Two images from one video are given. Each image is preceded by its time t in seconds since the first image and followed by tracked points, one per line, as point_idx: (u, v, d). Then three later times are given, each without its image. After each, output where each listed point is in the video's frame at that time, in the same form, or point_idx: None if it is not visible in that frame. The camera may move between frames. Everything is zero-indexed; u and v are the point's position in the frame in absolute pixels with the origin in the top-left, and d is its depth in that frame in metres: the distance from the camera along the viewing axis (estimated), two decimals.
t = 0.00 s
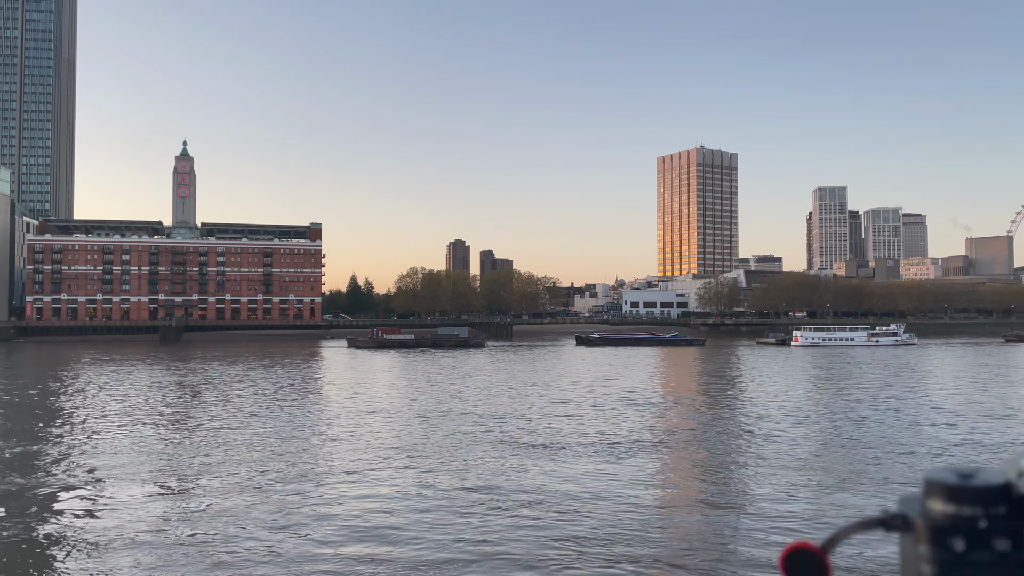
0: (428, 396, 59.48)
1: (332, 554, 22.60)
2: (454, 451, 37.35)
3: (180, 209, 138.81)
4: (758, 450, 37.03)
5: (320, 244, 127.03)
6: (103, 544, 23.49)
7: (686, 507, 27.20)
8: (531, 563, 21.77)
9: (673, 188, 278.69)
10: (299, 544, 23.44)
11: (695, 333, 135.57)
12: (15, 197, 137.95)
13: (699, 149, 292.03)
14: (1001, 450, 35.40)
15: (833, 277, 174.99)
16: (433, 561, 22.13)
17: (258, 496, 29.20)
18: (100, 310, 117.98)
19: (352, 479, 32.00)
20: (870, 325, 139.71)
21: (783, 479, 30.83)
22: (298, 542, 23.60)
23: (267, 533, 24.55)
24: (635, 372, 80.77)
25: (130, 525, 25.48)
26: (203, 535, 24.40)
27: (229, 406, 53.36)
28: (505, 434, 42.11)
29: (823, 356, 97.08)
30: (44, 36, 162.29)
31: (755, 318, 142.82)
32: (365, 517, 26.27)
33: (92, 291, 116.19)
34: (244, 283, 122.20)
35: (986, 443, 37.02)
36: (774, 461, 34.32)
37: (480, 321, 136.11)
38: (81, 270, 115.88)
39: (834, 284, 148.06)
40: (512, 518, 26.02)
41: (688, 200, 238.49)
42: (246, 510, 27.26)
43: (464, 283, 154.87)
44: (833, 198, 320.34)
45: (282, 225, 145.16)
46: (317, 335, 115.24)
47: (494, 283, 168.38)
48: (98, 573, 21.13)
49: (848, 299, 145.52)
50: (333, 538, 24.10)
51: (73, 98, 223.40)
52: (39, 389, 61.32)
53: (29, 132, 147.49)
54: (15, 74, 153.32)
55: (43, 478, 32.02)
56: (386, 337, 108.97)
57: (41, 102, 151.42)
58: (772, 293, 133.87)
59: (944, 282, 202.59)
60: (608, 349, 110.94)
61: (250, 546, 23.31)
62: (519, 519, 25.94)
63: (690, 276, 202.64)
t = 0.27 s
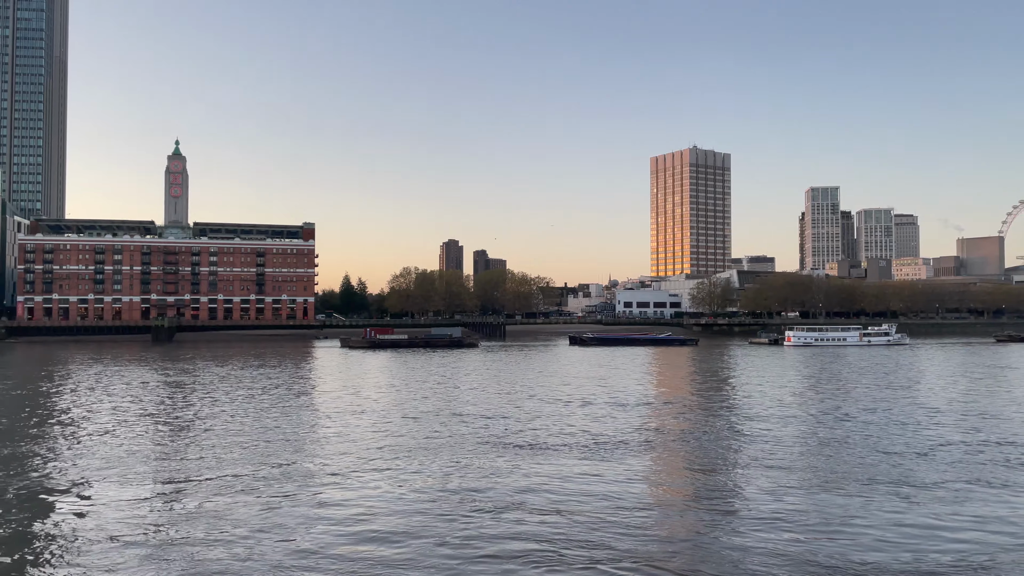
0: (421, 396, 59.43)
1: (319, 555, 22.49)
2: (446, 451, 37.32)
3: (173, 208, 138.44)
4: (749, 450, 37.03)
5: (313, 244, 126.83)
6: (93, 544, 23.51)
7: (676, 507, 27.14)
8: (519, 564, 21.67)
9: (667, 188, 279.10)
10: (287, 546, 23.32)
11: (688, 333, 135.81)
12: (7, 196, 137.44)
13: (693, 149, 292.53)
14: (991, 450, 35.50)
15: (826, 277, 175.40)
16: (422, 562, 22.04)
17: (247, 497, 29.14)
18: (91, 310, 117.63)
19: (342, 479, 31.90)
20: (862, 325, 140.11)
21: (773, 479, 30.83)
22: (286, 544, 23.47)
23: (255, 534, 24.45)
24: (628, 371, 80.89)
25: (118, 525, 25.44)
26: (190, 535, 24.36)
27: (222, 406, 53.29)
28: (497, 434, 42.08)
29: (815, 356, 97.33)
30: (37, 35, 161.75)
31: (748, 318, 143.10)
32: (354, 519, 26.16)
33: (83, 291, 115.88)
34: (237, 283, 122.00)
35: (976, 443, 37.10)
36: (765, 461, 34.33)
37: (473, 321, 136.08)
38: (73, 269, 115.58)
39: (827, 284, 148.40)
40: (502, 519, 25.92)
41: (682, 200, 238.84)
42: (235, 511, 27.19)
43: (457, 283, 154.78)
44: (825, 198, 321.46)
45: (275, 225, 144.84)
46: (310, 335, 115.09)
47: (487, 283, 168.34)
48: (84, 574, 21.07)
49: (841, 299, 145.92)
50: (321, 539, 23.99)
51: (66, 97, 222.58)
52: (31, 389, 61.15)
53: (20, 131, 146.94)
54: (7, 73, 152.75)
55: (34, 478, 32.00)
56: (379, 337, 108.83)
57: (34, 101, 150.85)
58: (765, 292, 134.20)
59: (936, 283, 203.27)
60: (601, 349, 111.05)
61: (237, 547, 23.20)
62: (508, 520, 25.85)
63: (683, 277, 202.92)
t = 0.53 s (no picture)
0: (410, 396, 59.37)
1: (302, 556, 22.50)
2: (435, 452, 37.35)
3: (162, 208, 137.81)
4: (737, 450, 37.16)
5: (303, 244, 126.60)
6: (80, 545, 23.47)
7: (660, 507, 27.27)
8: (501, 564, 21.75)
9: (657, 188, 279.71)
10: (270, 547, 23.34)
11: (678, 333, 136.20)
12: None
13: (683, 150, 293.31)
14: (976, 450, 35.68)
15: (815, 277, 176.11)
16: (403, 561, 22.09)
17: (231, 497, 29.18)
18: (80, 310, 116.98)
19: (328, 479, 31.91)
20: (851, 325, 140.75)
21: (759, 479, 30.96)
22: (269, 546, 23.47)
23: (238, 535, 24.50)
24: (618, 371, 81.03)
25: (102, 526, 25.52)
26: (173, 535, 24.45)
27: (211, 407, 53.17)
28: (485, 435, 42.12)
29: (804, 356, 97.75)
30: (24, 33, 160.64)
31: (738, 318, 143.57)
32: (338, 519, 26.18)
33: (71, 291, 115.25)
34: (226, 282, 121.59)
35: (962, 443, 37.31)
36: (751, 461, 34.47)
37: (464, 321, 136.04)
38: (61, 269, 114.92)
39: (816, 284, 149.01)
40: (486, 520, 25.95)
41: (672, 200, 239.42)
42: (218, 511, 27.23)
43: (447, 283, 154.68)
44: (815, 199, 322.86)
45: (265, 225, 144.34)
46: (300, 335, 114.78)
47: (478, 283, 168.35)
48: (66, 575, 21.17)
49: (830, 300, 146.56)
50: (305, 540, 24.03)
51: (54, 96, 221.15)
52: (18, 389, 60.77)
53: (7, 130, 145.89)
54: None
55: (21, 479, 31.90)
56: (369, 338, 108.62)
57: (21, 99, 149.80)
58: (755, 292, 134.69)
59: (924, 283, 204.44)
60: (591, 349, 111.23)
61: (220, 549, 23.23)
62: (493, 520, 25.87)
63: (674, 277, 203.43)
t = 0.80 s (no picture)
0: (398, 396, 59.64)
1: (285, 556, 22.91)
2: (421, 452, 37.66)
3: (147, 207, 137.25)
4: (719, 450, 37.75)
5: (290, 244, 126.55)
6: (67, 546, 23.72)
7: (639, 506, 27.80)
8: (481, 563, 22.23)
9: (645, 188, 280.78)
10: (254, 547, 23.74)
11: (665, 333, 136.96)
12: None
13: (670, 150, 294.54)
14: (952, 449, 36.39)
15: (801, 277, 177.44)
16: (384, 561, 22.53)
17: (217, 497, 29.56)
18: (64, 309, 116.43)
19: (314, 479, 32.31)
20: (836, 325, 141.91)
21: (738, 478, 31.57)
22: (253, 546, 23.87)
23: (222, 535, 24.89)
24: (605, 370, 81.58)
25: (89, 526, 25.88)
26: (159, 535, 24.83)
27: (197, 407, 53.29)
28: (471, 435, 42.47)
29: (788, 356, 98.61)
30: (7, 29, 159.40)
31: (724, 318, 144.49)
32: (322, 519, 26.58)
33: (56, 290, 114.71)
34: (212, 282, 121.33)
35: (939, 443, 37.98)
36: (732, 461, 35.09)
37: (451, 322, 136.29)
38: (46, 268, 114.36)
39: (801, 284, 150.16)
40: (468, 519, 26.42)
41: (659, 200, 240.41)
42: (204, 511, 27.61)
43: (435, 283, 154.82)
44: (801, 199, 324.82)
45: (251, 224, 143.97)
46: (287, 335, 114.68)
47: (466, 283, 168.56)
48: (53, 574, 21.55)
49: (815, 300, 147.77)
50: (289, 540, 24.44)
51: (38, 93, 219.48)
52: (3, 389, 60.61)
53: None
54: None
55: (8, 479, 32.06)
56: (356, 338, 108.65)
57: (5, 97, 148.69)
58: (741, 293, 135.62)
59: (908, 283, 206.29)
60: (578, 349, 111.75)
61: (204, 549, 23.62)
62: (474, 520, 26.35)
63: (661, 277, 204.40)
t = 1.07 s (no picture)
0: (380, 396, 59.47)
1: (256, 559, 22.68)
2: (401, 452, 37.55)
3: (128, 206, 136.05)
4: (699, 450, 37.76)
5: (272, 243, 125.76)
6: (41, 548, 23.56)
7: (615, 507, 27.72)
8: (453, 565, 22.05)
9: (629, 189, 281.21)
10: (228, 547, 23.68)
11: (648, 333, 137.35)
12: None
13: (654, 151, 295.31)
14: (929, 449, 36.53)
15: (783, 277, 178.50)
16: (356, 564, 22.33)
17: (194, 497, 29.44)
18: (43, 309, 115.31)
19: (290, 480, 32.05)
20: (817, 326, 143.03)
21: (716, 478, 31.59)
22: (224, 548, 23.63)
23: (195, 537, 24.63)
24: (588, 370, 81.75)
25: (63, 526, 25.71)
26: (131, 538, 24.55)
27: (178, 406, 52.96)
28: (453, 435, 42.40)
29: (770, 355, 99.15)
30: None
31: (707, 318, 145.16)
32: (296, 520, 26.36)
33: (35, 290, 113.59)
34: (194, 282, 120.42)
35: (915, 442, 38.32)
36: (712, 461, 35.10)
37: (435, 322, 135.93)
38: (25, 267, 113.19)
39: (783, 284, 151.08)
40: (443, 521, 26.23)
41: (643, 200, 241.02)
42: (180, 511, 27.48)
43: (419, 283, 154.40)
44: (784, 200, 326.73)
45: (233, 223, 143.06)
46: (269, 335, 113.99)
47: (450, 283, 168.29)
48: None
49: (797, 300, 148.71)
50: (261, 542, 24.20)
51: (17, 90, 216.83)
52: None
53: None
54: None
55: None
56: (339, 338, 108.14)
57: None
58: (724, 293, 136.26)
59: (889, 283, 208.05)
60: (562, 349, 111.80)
61: (176, 551, 23.37)
62: (449, 521, 26.17)
63: (645, 277, 204.94)
